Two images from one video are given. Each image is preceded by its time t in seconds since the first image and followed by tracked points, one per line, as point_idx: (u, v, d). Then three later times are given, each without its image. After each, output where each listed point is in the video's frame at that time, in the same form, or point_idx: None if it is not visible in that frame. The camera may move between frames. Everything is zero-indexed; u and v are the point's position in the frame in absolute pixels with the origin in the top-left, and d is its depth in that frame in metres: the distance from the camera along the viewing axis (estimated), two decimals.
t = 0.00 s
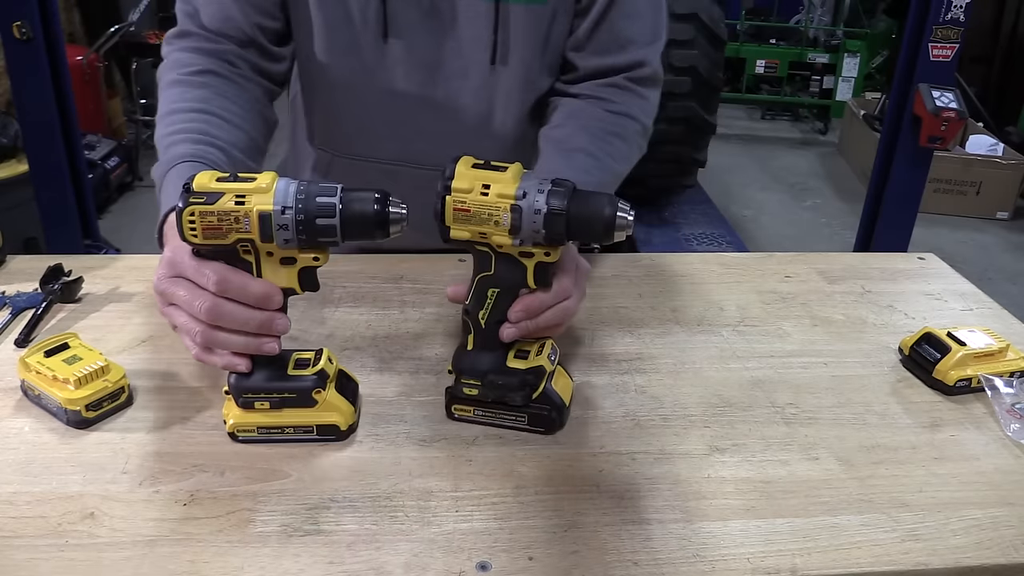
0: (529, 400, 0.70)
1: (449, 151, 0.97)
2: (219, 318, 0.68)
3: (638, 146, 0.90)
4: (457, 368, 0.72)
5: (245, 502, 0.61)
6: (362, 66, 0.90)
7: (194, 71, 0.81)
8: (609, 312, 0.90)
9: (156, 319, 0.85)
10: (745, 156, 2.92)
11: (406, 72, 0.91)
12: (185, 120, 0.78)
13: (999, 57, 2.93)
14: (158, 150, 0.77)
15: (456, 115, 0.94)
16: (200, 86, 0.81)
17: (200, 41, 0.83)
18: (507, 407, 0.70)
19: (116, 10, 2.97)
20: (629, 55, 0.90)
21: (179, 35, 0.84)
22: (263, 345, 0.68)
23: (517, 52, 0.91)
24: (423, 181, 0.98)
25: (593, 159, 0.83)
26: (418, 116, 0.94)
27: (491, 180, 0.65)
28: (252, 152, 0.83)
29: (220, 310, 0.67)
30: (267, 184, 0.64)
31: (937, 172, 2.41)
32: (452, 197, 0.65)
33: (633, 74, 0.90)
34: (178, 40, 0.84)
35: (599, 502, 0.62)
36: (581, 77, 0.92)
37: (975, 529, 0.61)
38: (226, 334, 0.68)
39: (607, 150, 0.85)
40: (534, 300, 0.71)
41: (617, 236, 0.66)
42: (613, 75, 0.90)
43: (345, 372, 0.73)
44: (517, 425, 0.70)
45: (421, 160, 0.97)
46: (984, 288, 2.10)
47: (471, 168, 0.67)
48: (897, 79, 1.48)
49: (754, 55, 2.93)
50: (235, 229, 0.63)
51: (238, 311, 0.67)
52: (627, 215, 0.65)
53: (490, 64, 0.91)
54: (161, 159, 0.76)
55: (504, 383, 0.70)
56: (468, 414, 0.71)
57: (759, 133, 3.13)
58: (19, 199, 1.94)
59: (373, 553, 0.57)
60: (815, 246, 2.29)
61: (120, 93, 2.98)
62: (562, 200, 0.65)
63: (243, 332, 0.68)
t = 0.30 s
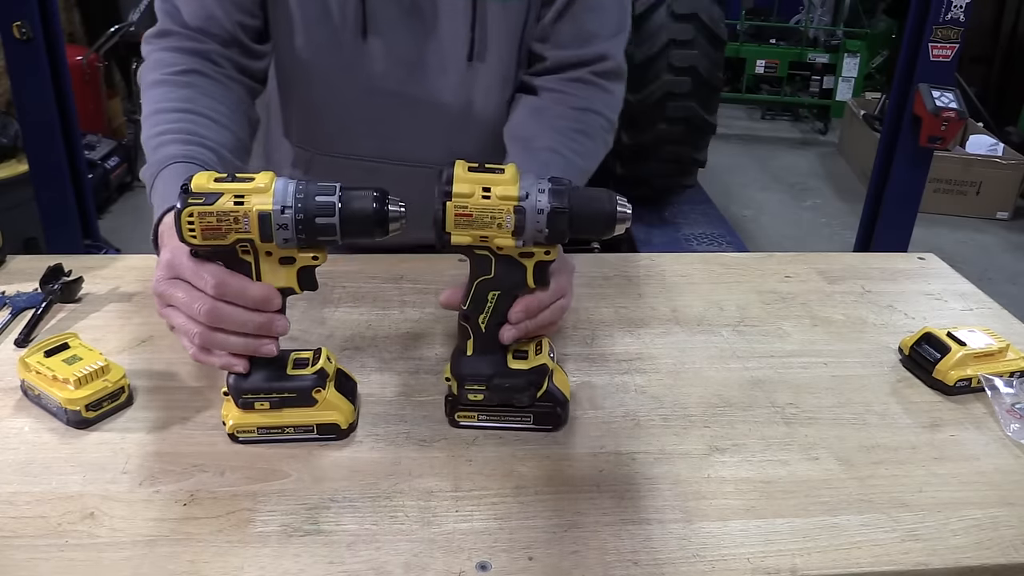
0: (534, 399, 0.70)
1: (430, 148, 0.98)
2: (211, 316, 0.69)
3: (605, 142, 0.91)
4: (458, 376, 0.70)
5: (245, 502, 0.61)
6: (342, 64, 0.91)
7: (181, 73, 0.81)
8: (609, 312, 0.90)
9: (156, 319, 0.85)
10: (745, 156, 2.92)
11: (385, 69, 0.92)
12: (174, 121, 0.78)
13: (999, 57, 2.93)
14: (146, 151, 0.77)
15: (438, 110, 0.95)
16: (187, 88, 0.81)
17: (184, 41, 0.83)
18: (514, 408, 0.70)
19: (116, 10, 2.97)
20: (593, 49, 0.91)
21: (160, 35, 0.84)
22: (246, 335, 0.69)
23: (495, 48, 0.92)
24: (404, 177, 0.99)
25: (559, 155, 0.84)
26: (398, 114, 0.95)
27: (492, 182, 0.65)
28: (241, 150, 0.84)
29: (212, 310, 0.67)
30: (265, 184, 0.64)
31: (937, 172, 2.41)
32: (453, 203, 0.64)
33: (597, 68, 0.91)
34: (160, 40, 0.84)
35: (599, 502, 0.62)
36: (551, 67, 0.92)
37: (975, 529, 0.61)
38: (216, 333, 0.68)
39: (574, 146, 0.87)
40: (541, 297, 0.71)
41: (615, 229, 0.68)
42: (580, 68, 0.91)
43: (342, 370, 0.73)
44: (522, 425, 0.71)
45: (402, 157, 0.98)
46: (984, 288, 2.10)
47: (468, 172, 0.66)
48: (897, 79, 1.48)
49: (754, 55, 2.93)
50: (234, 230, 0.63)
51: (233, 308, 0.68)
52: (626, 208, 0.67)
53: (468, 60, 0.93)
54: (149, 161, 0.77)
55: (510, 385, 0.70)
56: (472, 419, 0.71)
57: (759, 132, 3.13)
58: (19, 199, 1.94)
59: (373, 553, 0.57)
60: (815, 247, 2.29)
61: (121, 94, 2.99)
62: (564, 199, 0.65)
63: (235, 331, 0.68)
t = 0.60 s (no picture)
0: (535, 399, 0.70)
1: (416, 143, 0.97)
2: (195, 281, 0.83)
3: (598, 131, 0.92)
4: (458, 378, 0.71)
5: (245, 502, 0.61)
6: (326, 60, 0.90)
7: (184, 79, 0.81)
8: (608, 312, 0.90)
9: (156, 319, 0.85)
10: (746, 156, 2.92)
11: (369, 65, 0.90)
12: (189, 128, 0.78)
13: (999, 57, 2.93)
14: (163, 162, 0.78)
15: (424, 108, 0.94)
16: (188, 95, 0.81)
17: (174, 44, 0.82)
18: (515, 408, 0.70)
19: (116, 10, 2.97)
20: (585, 47, 0.91)
21: (148, 41, 0.83)
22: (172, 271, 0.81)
23: (481, 44, 0.91)
24: (391, 173, 0.98)
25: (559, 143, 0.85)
26: (382, 110, 0.93)
27: (491, 182, 0.65)
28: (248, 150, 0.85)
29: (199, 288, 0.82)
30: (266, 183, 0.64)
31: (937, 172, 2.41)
32: (453, 205, 0.64)
33: (590, 63, 0.92)
34: (148, 46, 0.83)
35: (599, 502, 0.62)
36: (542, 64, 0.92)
37: (975, 529, 0.61)
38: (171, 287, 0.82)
39: (571, 134, 0.88)
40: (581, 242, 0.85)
41: (615, 228, 0.68)
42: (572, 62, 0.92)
43: (342, 369, 0.73)
44: (522, 425, 0.71)
45: (387, 153, 0.97)
46: (984, 288, 2.10)
47: (468, 172, 0.65)
48: (897, 79, 1.48)
49: (754, 55, 2.93)
50: (234, 230, 0.63)
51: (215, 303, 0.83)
52: (624, 207, 0.68)
53: (454, 55, 0.91)
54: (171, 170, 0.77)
55: (511, 385, 0.70)
56: (473, 421, 0.71)
57: (759, 132, 3.13)
58: (19, 199, 1.94)
59: (373, 553, 0.57)
60: (815, 246, 2.29)
61: (121, 94, 2.99)
62: (564, 198, 0.65)
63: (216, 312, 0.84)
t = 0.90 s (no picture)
0: (535, 398, 0.70)
1: (408, 138, 0.98)
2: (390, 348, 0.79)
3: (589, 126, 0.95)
4: (458, 379, 0.71)
5: (245, 502, 0.61)
6: (321, 53, 0.91)
7: (236, 84, 0.84)
8: (609, 312, 0.90)
9: (156, 319, 0.85)
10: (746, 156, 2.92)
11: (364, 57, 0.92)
12: (257, 131, 0.81)
13: (999, 57, 2.93)
14: (227, 158, 0.81)
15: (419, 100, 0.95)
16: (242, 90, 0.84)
17: (215, 41, 0.85)
18: (515, 408, 0.70)
19: (116, 10, 2.97)
20: (572, 37, 0.93)
21: (188, 36, 0.85)
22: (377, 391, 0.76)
23: (474, 36, 0.93)
24: (384, 167, 0.99)
25: (557, 145, 0.87)
26: (375, 104, 0.95)
27: (492, 182, 0.65)
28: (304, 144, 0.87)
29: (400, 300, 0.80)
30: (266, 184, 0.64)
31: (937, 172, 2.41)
32: (453, 205, 0.64)
33: (581, 56, 0.94)
34: (188, 41, 0.85)
35: (599, 502, 0.62)
36: (532, 54, 0.94)
37: (974, 529, 0.61)
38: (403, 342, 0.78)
39: (568, 135, 0.89)
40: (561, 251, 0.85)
41: (615, 228, 0.68)
42: (563, 57, 0.93)
43: (342, 370, 0.73)
44: (522, 425, 0.71)
45: (380, 147, 0.98)
46: (984, 288, 2.10)
47: (468, 172, 0.65)
48: (897, 79, 1.48)
49: (754, 55, 2.93)
50: (235, 230, 0.63)
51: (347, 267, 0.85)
52: (624, 207, 0.68)
53: (448, 48, 0.93)
54: (234, 164, 0.81)
55: (511, 385, 0.70)
56: (473, 421, 0.71)
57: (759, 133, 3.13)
58: (19, 199, 1.94)
59: (373, 553, 0.57)
60: (815, 247, 2.29)
61: (121, 93, 2.99)
62: (564, 199, 0.65)
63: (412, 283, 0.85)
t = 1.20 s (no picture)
0: (535, 399, 0.70)
1: (415, 134, 1.00)
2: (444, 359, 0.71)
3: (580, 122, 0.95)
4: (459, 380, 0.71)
5: (245, 502, 0.61)
6: (327, 54, 0.94)
7: (274, 77, 0.80)
8: (609, 312, 0.90)
9: (156, 319, 0.85)
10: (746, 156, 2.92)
11: (369, 57, 0.94)
12: (294, 131, 0.78)
13: (999, 57, 2.93)
14: (263, 157, 0.79)
15: (424, 98, 0.98)
16: (278, 85, 0.80)
17: (251, 30, 0.82)
18: (515, 408, 0.70)
19: (116, 10, 2.98)
20: (562, 28, 0.93)
21: (222, 24, 0.81)
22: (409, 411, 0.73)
23: (473, 34, 0.95)
24: (391, 163, 1.02)
25: (548, 144, 0.87)
26: (381, 101, 0.97)
27: (492, 182, 0.65)
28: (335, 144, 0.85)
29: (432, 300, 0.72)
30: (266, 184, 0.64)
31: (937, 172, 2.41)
32: (453, 205, 0.64)
33: (569, 49, 0.93)
34: (223, 29, 0.81)
35: (599, 502, 0.62)
36: (521, 47, 0.95)
37: (975, 529, 0.61)
38: (455, 335, 0.70)
39: (558, 134, 0.89)
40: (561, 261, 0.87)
41: (615, 228, 0.68)
42: (553, 53, 0.94)
43: (342, 370, 0.73)
44: (522, 425, 0.71)
45: (388, 143, 1.00)
46: (984, 288, 2.10)
47: (468, 172, 0.65)
48: (897, 79, 1.48)
49: (754, 55, 2.93)
50: (235, 230, 0.63)
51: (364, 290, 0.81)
52: (624, 206, 0.68)
53: (449, 46, 0.96)
54: (268, 164, 0.78)
55: (511, 385, 0.70)
56: (473, 421, 0.71)
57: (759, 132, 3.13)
58: (19, 199, 1.94)
59: (373, 553, 0.57)
60: (815, 247, 2.29)
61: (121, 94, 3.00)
62: (564, 198, 0.65)
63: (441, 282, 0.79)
